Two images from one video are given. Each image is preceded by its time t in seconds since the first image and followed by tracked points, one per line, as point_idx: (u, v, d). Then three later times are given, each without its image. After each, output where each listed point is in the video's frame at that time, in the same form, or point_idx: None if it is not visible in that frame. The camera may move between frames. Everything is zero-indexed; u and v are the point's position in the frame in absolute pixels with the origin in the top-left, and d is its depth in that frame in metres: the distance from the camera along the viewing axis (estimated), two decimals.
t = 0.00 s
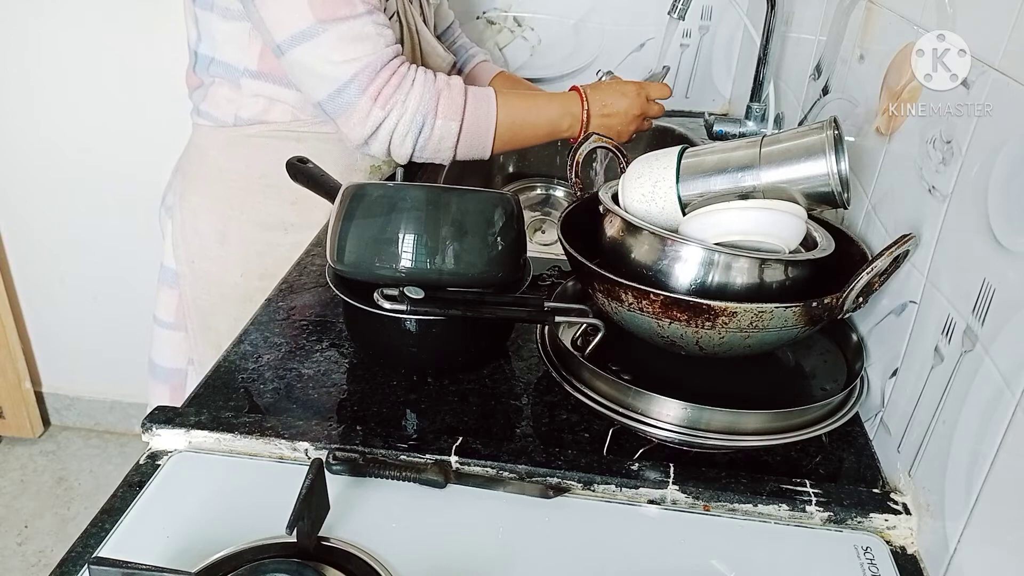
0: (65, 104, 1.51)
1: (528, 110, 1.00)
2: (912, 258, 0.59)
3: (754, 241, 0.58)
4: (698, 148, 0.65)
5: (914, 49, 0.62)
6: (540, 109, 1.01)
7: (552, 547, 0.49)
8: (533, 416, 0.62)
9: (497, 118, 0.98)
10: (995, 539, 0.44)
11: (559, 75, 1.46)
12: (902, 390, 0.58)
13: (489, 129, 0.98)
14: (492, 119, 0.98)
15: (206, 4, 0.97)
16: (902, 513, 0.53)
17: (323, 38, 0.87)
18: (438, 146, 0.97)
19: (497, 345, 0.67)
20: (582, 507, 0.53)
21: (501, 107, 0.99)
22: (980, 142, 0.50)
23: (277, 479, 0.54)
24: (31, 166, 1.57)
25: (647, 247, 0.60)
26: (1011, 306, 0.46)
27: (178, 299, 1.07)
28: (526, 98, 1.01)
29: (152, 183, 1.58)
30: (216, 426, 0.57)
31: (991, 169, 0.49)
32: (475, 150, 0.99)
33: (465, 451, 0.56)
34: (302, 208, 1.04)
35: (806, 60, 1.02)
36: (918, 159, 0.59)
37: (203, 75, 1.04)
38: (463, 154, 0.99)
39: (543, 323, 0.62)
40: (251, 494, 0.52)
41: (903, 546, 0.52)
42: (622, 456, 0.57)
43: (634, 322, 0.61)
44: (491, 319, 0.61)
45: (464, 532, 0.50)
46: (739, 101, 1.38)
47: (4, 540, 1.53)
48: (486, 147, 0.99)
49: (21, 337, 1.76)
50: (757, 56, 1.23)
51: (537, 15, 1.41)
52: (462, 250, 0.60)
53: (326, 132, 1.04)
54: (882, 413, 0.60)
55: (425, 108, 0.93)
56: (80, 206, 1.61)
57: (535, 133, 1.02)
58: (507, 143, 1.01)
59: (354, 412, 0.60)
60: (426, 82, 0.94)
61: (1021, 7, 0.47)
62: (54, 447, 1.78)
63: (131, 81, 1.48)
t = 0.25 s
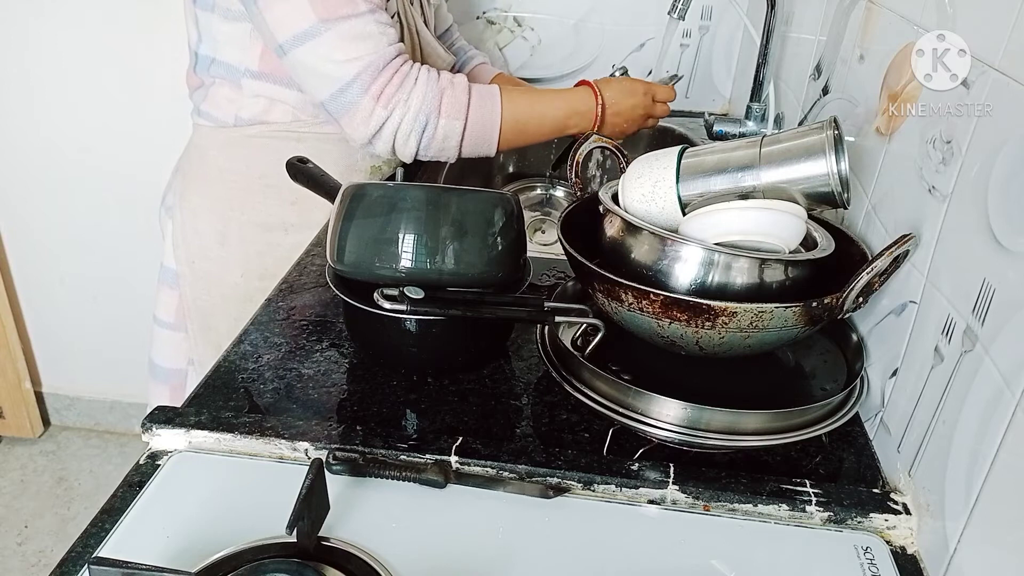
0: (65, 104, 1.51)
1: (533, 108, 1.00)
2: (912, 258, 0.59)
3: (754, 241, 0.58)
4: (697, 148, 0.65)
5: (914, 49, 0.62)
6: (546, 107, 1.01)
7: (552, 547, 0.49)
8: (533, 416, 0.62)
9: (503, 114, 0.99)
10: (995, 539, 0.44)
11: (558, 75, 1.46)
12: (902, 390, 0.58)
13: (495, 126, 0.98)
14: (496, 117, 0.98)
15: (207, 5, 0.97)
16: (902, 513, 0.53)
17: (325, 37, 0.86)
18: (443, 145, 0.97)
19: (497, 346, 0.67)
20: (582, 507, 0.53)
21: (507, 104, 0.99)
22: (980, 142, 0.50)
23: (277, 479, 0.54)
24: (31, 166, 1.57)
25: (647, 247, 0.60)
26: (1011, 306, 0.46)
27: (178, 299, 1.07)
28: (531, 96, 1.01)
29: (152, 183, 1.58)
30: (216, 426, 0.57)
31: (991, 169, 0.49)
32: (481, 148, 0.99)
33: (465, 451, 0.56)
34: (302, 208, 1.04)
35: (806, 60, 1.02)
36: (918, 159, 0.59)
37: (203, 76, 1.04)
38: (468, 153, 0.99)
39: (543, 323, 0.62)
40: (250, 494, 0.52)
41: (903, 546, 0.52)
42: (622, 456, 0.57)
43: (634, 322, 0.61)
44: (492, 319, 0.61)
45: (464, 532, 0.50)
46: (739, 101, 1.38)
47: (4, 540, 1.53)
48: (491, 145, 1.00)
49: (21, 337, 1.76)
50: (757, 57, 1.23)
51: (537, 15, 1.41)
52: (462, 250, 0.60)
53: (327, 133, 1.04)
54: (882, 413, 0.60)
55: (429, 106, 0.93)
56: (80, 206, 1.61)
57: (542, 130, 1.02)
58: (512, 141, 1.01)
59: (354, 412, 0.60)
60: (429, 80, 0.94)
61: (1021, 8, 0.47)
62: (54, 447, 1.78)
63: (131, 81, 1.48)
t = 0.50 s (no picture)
0: (65, 104, 1.51)
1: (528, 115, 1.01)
2: (912, 258, 0.59)
3: (754, 240, 0.58)
4: (697, 148, 0.65)
5: (914, 49, 0.62)
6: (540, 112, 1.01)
7: (552, 546, 0.49)
8: (533, 415, 0.62)
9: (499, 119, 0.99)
10: (995, 539, 0.44)
11: (558, 75, 1.46)
12: (902, 390, 0.58)
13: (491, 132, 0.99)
14: (494, 125, 0.99)
15: (206, 6, 0.97)
16: (902, 513, 0.53)
17: (326, 43, 0.87)
18: (441, 151, 0.98)
19: (497, 345, 0.67)
20: (582, 507, 0.53)
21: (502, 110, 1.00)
22: (981, 142, 0.50)
23: (277, 479, 0.54)
24: (31, 166, 1.57)
25: (647, 247, 0.60)
26: (1011, 306, 0.46)
27: (178, 299, 1.07)
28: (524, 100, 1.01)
29: (152, 183, 1.58)
30: (216, 426, 0.57)
31: (991, 168, 0.49)
32: (478, 155, 1.00)
33: (465, 451, 0.56)
34: (303, 208, 1.04)
35: (806, 60, 1.02)
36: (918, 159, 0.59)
37: (202, 76, 1.04)
38: (466, 159, 1.00)
39: (543, 323, 0.62)
40: (250, 494, 0.52)
41: (903, 546, 0.52)
42: (622, 456, 0.57)
43: (634, 322, 0.61)
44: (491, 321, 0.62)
45: (464, 532, 0.50)
46: (739, 101, 1.38)
47: (4, 540, 1.53)
48: (488, 151, 1.00)
49: (21, 337, 1.76)
50: (757, 57, 1.23)
51: (537, 15, 1.41)
52: (462, 250, 0.60)
53: (327, 133, 1.04)
54: (882, 413, 0.60)
55: (429, 114, 0.94)
56: (80, 206, 1.60)
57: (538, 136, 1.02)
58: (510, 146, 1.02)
59: (354, 412, 0.60)
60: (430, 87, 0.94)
61: (1021, 8, 0.47)
62: (54, 447, 1.78)
63: (131, 82, 1.48)
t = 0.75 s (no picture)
0: (65, 104, 1.51)
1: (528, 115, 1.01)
2: (912, 258, 0.59)
3: (754, 240, 0.58)
4: (698, 148, 0.65)
5: (914, 49, 0.62)
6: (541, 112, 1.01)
7: (552, 546, 0.50)
8: (533, 415, 0.62)
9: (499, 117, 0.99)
10: (994, 539, 0.44)
11: (558, 75, 1.46)
12: (902, 390, 0.58)
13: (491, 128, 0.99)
14: (495, 121, 0.99)
15: (206, 6, 0.97)
16: (902, 513, 0.53)
17: (326, 42, 0.87)
18: (443, 149, 0.98)
19: (497, 345, 0.67)
20: (582, 507, 0.53)
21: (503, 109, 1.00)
22: (981, 142, 0.50)
23: (277, 479, 0.54)
24: (31, 166, 1.57)
25: (647, 247, 0.60)
26: (1011, 306, 0.46)
27: (178, 299, 1.07)
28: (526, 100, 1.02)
29: (152, 183, 1.58)
30: (216, 426, 0.57)
31: (991, 168, 0.49)
32: (479, 152, 1.00)
33: (465, 451, 0.56)
34: (303, 209, 1.04)
35: (806, 60, 1.02)
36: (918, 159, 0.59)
37: (202, 76, 1.05)
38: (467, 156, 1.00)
39: (543, 323, 0.62)
40: (250, 494, 0.52)
41: (903, 546, 0.52)
42: (622, 456, 0.57)
43: (634, 322, 0.61)
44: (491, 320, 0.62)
45: (464, 532, 0.50)
46: (739, 101, 1.38)
47: (4, 540, 1.53)
48: (489, 148, 1.00)
49: (20, 337, 1.76)
50: (757, 57, 1.23)
51: (537, 15, 1.41)
52: (462, 250, 0.60)
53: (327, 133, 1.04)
54: (882, 413, 0.60)
55: (430, 112, 0.94)
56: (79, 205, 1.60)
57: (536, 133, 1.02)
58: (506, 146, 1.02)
59: (354, 412, 0.60)
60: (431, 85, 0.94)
61: (1021, 8, 0.47)
62: (54, 447, 1.78)
63: (131, 82, 1.48)
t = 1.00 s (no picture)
0: (64, 104, 1.51)
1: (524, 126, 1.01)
2: (913, 258, 0.59)
3: (754, 240, 0.58)
4: (698, 148, 0.65)
5: (914, 49, 0.62)
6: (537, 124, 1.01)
7: (552, 546, 0.50)
8: (533, 416, 0.62)
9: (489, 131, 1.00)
10: (994, 539, 0.44)
11: (559, 75, 1.46)
12: (902, 390, 0.58)
13: (480, 138, 0.99)
14: (485, 133, 0.99)
15: (205, 7, 0.97)
16: (902, 513, 0.53)
17: (320, 49, 0.87)
18: (431, 159, 0.99)
19: (497, 345, 0.67)
20: (582, 507, 0.53)
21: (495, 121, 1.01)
22: (981, 142, 0.50)
23: (277, 479, 0.54)
24: (31, 166, 1.57)
25: (647, 247, 0.60)
26: (1011, 306, 0.46)
27: (178, 300, 1.07)
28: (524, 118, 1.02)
29: (152, 183, 1.58)
30: (216, 426, 0.57)
31: (991, 168, 0.49)
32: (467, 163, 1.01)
33: (465, 451, 0.56)
34: (303, 209, 1.04)
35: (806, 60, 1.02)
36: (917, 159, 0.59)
37: (200, 77, 1.05)
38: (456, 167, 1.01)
39: (543, 323, 0.62)
40: (250, 494, 0.52)
41: (903, 546, 0.52)
42: (622, 456, 0.57)
43: (634, 322, 0.61)
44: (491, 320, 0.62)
45: (464, 532, 0.50)
46: (739, 101, 1.38)
47: (4, 540, 1.53)
48: (477, 160, 1.01)
49: (21, 337, 1.76)
50: (757, 57, 1.23)
51: (537, 15, 1.41)
52: (462, 251, 0.60)
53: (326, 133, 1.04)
54: (882, 413, 0.60)
55: (419, 125, 0.95)
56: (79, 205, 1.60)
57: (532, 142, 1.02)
58: (501, 158, 1.03)
59: (354, 412, 0.60)
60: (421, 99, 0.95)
61: (1021, 8, 0.47)
62: (54, 447, 1.78)
63: (131, 82, 1.48)
